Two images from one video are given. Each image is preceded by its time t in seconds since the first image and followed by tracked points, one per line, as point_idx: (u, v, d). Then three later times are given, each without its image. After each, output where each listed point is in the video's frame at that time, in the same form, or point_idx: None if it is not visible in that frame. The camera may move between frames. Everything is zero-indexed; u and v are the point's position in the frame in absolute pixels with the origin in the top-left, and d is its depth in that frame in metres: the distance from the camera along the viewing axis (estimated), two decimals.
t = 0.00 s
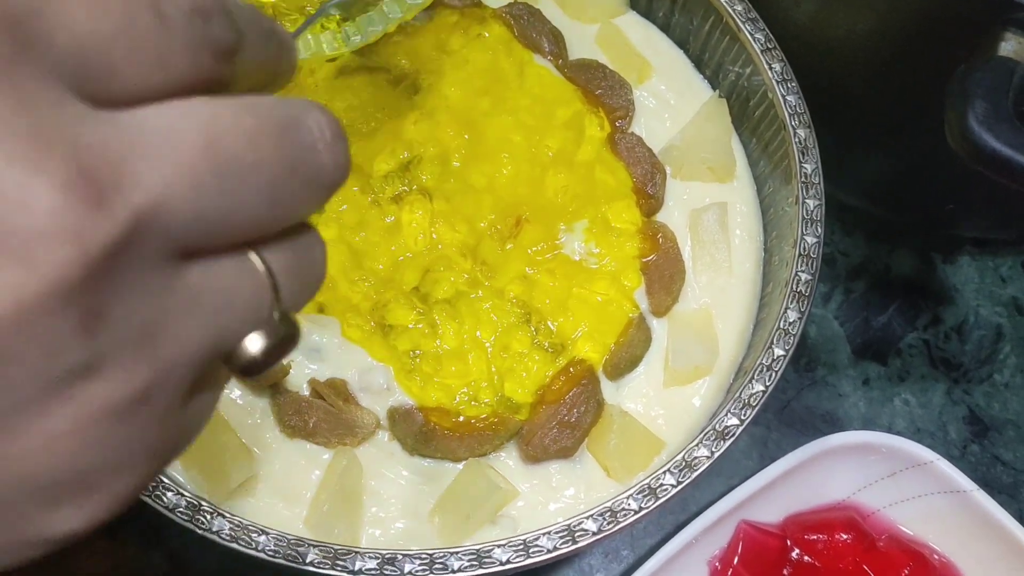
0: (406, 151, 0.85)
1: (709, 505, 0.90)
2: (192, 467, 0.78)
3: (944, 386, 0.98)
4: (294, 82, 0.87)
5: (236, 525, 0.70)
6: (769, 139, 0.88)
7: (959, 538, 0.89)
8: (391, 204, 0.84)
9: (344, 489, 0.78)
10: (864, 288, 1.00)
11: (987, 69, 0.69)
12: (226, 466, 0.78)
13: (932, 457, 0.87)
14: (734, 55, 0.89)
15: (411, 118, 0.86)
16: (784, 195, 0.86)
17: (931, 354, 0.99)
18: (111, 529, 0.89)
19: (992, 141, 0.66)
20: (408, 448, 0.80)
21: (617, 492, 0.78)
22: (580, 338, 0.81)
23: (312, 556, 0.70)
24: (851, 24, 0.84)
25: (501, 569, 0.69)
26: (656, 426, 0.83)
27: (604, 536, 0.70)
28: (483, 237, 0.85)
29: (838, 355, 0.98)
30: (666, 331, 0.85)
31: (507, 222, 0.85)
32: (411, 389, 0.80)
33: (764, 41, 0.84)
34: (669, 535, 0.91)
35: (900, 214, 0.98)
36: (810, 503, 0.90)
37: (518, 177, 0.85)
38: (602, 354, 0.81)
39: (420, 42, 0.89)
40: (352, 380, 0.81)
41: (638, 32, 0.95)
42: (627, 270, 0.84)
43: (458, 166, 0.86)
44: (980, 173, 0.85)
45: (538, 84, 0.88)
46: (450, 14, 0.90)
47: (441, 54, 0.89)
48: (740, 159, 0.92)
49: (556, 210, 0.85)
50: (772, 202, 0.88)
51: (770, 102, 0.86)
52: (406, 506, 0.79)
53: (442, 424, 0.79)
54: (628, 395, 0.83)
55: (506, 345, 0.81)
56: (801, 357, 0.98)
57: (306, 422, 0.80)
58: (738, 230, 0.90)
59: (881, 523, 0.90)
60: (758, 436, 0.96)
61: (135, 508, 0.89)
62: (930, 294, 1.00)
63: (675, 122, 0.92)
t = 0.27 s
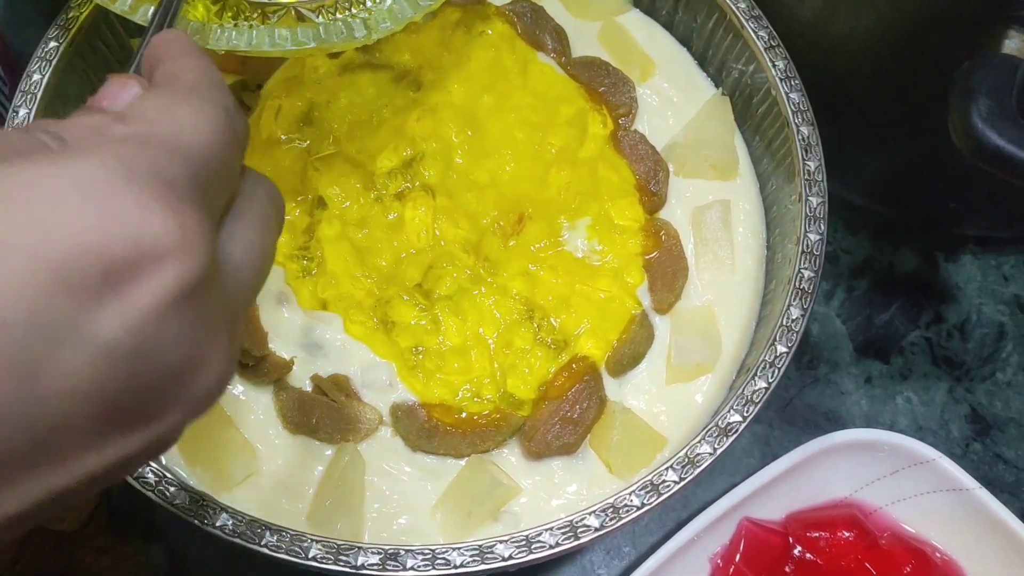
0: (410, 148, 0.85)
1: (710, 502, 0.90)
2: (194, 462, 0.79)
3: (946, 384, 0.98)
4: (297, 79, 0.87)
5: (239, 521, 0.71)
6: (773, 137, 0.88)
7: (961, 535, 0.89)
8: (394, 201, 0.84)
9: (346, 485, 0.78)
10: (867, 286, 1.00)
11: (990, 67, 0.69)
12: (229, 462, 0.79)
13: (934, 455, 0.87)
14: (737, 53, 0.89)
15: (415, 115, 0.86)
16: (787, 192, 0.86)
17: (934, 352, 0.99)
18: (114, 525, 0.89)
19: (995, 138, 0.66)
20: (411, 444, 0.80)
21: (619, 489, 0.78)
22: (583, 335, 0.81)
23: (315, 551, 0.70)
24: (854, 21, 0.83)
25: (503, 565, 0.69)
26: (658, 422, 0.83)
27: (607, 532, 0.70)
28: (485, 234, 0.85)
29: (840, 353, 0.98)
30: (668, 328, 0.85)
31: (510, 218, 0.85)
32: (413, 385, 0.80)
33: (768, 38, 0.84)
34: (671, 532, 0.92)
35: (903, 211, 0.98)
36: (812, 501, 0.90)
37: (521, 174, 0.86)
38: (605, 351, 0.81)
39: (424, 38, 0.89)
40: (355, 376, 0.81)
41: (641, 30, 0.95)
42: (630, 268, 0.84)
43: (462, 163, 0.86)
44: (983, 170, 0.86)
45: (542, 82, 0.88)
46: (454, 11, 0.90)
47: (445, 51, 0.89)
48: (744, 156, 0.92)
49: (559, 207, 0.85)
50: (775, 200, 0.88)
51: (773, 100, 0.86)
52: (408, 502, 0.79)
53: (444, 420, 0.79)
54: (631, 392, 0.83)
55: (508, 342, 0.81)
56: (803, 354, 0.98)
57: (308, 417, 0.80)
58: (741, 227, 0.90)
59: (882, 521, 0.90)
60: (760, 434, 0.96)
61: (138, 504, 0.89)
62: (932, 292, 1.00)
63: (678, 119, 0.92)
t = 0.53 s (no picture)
0: (417, 145, 0.86)
1: (716, 500, 0.90)
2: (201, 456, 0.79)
3: (951, 383, 0.98)
4: (306, 77, 0.88)
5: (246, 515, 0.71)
6: (778, 136, 0.88)
7: (966, 533, 0.89)
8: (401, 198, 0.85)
9: (355, 477, 0.79)
10: (872, 285, 1.00)
11: (996, 66, 0.69)
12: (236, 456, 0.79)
13: (940, 453, 0.87)
14: (743, 52, 0.89)
15: (422, 113, 0.87)
16: (793, 191, 0.86)
17: (939, 351, 0.99)
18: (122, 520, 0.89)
19: (1001, 136, 0.67)
20: (418, 440, 0.80)
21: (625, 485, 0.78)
22: (589, 332, 0.82)
23: (322, 545, 0.70)
24: (860, 20, 0.84)
25: (510, 559, 0.69)
26: (664, 419, 0.83)
27: (613, 528, 0.70)
28: (492, 231, 0.85)
29: (846, 352, 0.98)
30: (674, 325, 0.85)
31: (516, 216, 0.85)
32: (419, 381, 0.80)
33: (775, 36, 0.85)
34: (676, 529, 0.92)
35: (908, 210, 0.99)
36: (817, 499, 0.90)
37: (527, 172, 0.86)
38: (610, 348, 0.82)
39: (431, 37, 0.90)
40: (362, 373, 0.81)
41: (648, 29, 0.96)
42: (636, 265, 0.84)
43: (468, 160, 0.86)
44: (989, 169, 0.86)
45: (548, 80, 0.89)
46: (460, 10, 0.90)
47: (451, 49, 0.89)
48: (749, 155, 0.92)
49: (565, 204, 0.86)
50: (781, 198, 0.89)
51: (779, 98, 0.86)
52: (415, 497, 0.79)
53: (451, 416, 0.79)
54: (637, 388, 0.83)
55: (515, 338, 0.81)
56: (808, 353, 0.98)
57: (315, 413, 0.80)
58: (746, 225, 0.90)
59: (887, 519, 0.90)
60: (765, 432, 0.96)
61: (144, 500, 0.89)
62: (938, 291, 1.00)
63: (684, 117, 0.93)
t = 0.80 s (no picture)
0: (422, 142, 0.87)
1: (717, 497, 0.91)
2: (208, 451, 0.80)
3: (952, 382, 0.98)
4: (311, 75, 0.89)
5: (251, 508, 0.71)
6: (781, 135, 0.89)
7: (967, 531, 0.89)
8: (406, 196, 0.85)
9: (357, 476, 0.78)
10: (874, 285, 1.01)
11: (998, 65, 0.69)
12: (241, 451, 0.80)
13: (940, 451, 0.88)
14: (747, 52, 0.90)
15: (427, 112, 0.87)
16: (795, 190, 0.87)
17: (940, 351, 0.99)
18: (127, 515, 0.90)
19: (1004, 135, 0.67)
20: (422, 436, 0.80)
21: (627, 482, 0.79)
22: (593, 329, 0.82)
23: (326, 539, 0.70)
24: (862, 20, 0.83)
25: (513, 554, 0.70)
26: (666, 416, 0.83)
27: (615, 523, 0.71)
28: (497, 228, 0.85)
29: (847, 351, 0.99)
30: (677, 323, 0.86)
31: (520, 214, 0.85)
32: (423, 377, 0.81)
33: (778, 36, 0.85)
34: (678, 526, 0.92)
35: (908, 209, 0.98)
36: (818, 497, 0.90)
37: (531, 170, 0.86)
38: (613, 345, 0.82)
39: (438, 37, 0.91)
40: (366, 369, 0.82)
41: (651, 28, 0.96)
42: (639, 262, 0.85)
43: (473, 159, 0.87)
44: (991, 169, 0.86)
45: (552, 79, 0.89)
46: (466, 10, 0.91)
47: (456, 48, 0.90)
48: (752, 154, 0.93)
49: (569, 202, 0.86)
50: (784, 197, 0.89)
51: (782, 98, 0.87)
52: (419, 493, 0.80)
53: (455, 412, 0.80)
54: (639, 386, 0.84)
55: (519, 335, 0.82)
56: (810, 351, 0.98)
57: (319, 408, 0.80)
58: (749, 224, 0.91)
59: (888, 517, 0.91)
60: (767, 431, 0.97)
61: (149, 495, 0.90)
62: (939, 291, 1.00)
63: (688, 117, 0.93)
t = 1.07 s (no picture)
0: (428, 141, 0.87)
1: (721, 497, 0.91)
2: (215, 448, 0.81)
3: (956, 383, 0.99)
4: (317, 74, 0.89)
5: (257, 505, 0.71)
6: (786, 136, 0.89)
7: (970, 532, 0.89)
8: (412, 195, 0.85)
9: (362, 474, 0.79)
10: (878, 285, 1.01)
11: (1003, 66, 0.70)
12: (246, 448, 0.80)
13: (944, 452, 0.88)
14: (752, 52, 0.90)
15: (433, 111, 0.88)
16: (800, 190, 0.87)
17: (945, 351, 0.99)
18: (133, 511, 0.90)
19: (1008, 135, 0.68)
20: (427, 434, 0.80)
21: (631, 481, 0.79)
22: (598, 328, 0.83)
23: (331, 536, 0.71)
24: (867, 20, 0.83)
25: (517, 552, 0.70)
26: (671, 416, 0.84)
27: (620, 522, 0.71)
28: (502, 227, 0.85)
29: (851, 351, 0.99)
30: (681, 323, 0.86)
31: (526, 213, 0.85)
32: (429, 375, 0.81)
33: (783, 37, 0.85)
34: (682, 526, 0.92)
35: (912, 210, 0.98)
36: (822, 497, 0.90)
37: (537, 170, 0.87)
38: (618, 345, 0.83)
39: (444, 37, 0.91)
40: (371, 367, 0.82)
41: (657, 28, 0.96)
42: (644, 262, 0.85)
43: (479, 158, 0.87)
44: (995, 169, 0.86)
45: (558, 79, 0.90)
46: (472, 10, 0.91)
47: (463, 47, 0.91)
48: (758, 155, 0.93)
49: (575, 202, 0.86)
50: (789, 197, 0.89)
51: (787, 99, 0.87)
52: (424, 491, 0.80)
53: (460, 410, 0.80)
54: (644, 385, 0.84)
55: (524, 334, 0.82)
56: (814, 352, 0.99)
57: (325, 406, 0.81)
58: (754, 224, 0.91)
59: (892, 517, 0.91)
60: (770, 431, 0.97)
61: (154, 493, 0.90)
62: (944, 292, 1.01)
63: (693, 117, 0.93)
